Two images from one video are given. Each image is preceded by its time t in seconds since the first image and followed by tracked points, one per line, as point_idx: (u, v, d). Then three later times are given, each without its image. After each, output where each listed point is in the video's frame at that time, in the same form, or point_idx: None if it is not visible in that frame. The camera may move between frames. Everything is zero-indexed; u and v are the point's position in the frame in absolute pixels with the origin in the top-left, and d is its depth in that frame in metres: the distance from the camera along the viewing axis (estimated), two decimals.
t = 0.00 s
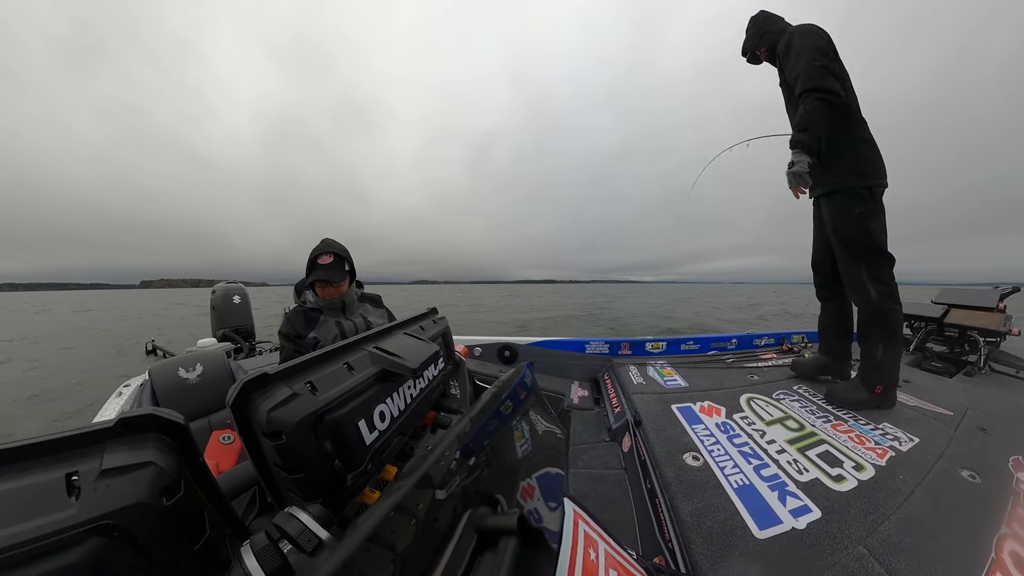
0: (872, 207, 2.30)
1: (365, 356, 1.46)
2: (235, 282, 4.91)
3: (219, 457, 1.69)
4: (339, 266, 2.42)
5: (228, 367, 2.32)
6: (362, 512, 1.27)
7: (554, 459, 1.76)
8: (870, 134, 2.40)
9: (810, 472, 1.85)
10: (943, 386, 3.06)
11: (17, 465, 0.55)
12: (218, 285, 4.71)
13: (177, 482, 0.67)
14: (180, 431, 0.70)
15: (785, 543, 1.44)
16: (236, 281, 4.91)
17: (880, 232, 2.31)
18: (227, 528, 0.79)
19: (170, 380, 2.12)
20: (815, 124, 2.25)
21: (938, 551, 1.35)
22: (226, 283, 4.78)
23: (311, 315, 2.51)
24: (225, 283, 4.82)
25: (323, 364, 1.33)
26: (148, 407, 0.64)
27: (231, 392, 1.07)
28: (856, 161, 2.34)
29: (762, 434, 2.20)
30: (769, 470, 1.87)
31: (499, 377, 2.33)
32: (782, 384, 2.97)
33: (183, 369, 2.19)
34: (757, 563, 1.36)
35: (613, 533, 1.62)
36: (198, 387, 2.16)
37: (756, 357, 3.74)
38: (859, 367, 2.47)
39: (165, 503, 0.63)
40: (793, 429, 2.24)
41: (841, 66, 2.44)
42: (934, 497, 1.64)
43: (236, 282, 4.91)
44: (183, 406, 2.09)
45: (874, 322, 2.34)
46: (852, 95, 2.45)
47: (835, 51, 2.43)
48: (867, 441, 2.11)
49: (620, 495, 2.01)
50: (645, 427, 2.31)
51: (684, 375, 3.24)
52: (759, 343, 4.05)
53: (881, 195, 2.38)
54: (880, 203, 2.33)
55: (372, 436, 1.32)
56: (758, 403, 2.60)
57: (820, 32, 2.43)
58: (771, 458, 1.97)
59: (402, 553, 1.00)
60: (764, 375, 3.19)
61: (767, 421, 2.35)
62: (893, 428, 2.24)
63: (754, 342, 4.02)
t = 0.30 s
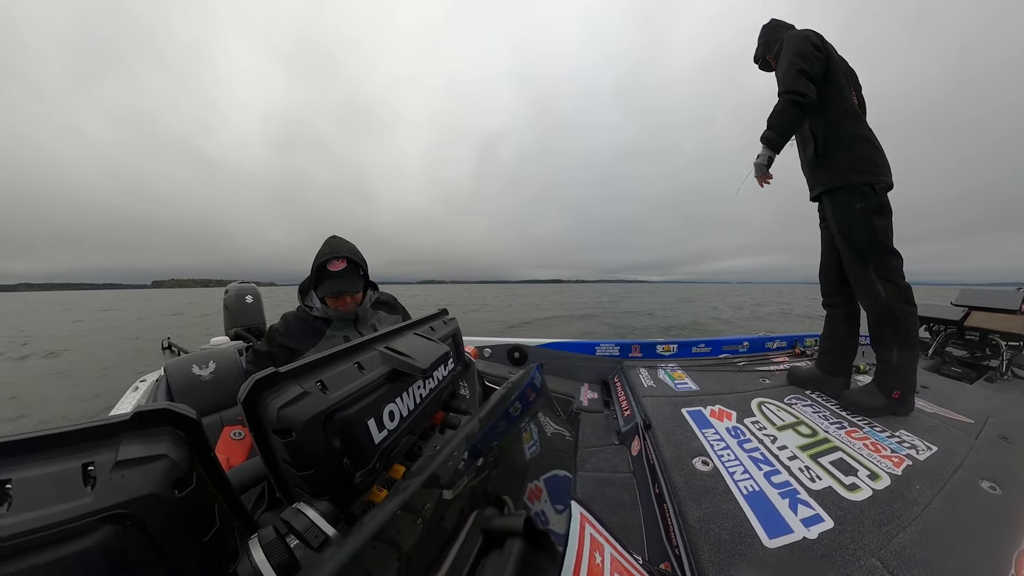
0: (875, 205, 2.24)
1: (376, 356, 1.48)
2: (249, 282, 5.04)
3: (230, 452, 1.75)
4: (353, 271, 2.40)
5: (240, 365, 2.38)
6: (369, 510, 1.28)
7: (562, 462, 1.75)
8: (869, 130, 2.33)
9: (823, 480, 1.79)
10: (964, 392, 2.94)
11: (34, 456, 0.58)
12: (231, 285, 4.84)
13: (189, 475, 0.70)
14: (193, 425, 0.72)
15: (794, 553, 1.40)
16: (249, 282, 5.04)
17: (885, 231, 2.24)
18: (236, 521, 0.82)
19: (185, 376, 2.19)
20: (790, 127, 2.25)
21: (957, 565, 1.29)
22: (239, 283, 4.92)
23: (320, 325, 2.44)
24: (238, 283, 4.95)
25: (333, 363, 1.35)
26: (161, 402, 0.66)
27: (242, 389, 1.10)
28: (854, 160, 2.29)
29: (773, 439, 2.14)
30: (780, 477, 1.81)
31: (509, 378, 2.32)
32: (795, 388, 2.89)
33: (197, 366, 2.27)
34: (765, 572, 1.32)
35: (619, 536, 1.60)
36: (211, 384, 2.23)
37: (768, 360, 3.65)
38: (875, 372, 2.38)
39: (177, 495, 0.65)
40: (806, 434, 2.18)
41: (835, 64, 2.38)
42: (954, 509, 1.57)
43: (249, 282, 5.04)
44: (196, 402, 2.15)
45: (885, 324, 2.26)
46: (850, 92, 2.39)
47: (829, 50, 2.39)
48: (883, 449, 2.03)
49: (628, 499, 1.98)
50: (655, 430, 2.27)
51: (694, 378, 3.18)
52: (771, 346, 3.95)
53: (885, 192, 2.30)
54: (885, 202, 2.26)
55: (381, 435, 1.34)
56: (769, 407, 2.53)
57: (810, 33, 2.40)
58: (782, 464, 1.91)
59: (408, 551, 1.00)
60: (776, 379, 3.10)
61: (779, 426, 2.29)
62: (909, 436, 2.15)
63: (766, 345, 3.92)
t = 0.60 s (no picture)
0: (846, 203, 2.20)
1: (386, 356, 1.50)
2: (262, 282, 5.18)
3: (240, 447, 1.80)
4: (365, 266, 2.36)
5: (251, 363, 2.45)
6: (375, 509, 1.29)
7: (570, 465, 1.73)
8: (858, 128, 2.25)
9: (836, 489, 1.73)
10: (987, 400, 2.83)
11: (51, 446, 0.61)
12: (244, 285, 4.98)
13: (200, 468, 0.72)
14: (206, 420, 0.74)
15: (803, 564, 1.35)
16: (262, 282, 5.18)
17: (856, 230, 2.20)
18: (244, 514, 0.84)
19: (199, 373, 2.27)
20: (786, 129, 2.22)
21: None
22: (252, 283, 5.05)
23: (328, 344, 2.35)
24: (252, 283, 5.09)
25: (345, 363, 1.38)
26: (174, 397, 0.68)
27: (254, 386, 1.14)
28: (833, 158, 2.25)
29: (784, 445, 2.08)
30: (792, 484, 1.76)
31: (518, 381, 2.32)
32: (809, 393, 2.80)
33: (210, 363, 2.34)
34: None
35: (625, 541, 1.58)
36: (223, 380, 2.30)
37: (780, 363, 3.56)
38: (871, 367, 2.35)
39: (188, 487, 0.68)
40: (819, 441, 2.11)
41: (833, 65, 2.33)
42: (975, 523, 1.50)
43: (262, 283, 5.18)
44: (209, 398, 2.22)
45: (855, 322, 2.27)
46: (843, 91, 2.33)
47: (825, 50, 2.34)
48: (899, 458, 1.97)
49: (636, 504, 1.94)
50: (664, 435, 2.23)
51: (705, 382, 3.12)
52: (783, 350, 3.86)
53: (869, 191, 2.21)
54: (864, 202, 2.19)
55: (389, 435, 1.35)
56: (780, 412, 2.47)
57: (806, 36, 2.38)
58: (794, 471, 1.85)
59: (413, 551, 1.00)
60: (788, 384, 3.01)
61: (790, 432, 2.22)
62: (928, 444, 2.12)
63: (779, 349, 3.83)
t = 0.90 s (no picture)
0: (823, 189, 2.08)
1: (393, 357, 1.51)
2: (271, 284, 5.27)
3: (247, 447, 1.82)
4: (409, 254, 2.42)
5: (259, 363, 2.49)
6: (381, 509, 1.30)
7: (577, 468, 1.71)
8: (847, 117, 2.13)
9: (847, 495, 1.68)
10: (1008, 404, 2.73)
11: (61, 441, 0.63)
12: (254, 286, 5.08)
13: (209, 465, 0.73)
14: (214, 418, 0.76)
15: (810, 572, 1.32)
16: (271, 283, 5.27)
17: (829, 215, 2.08)
18: (251, 511, 0.85)
19: (209, 373, 2.32)
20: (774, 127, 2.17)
21: None
22: (262, 284, 5.15)
23: (346, 332, 2.26)
24: (261, 285, 5.18)
25: (353, 363, 1.40)
26: (184, 396, 0.69)
27: (263, 386, 1.16)
28: (816, 146, 2.16)
29: (792, 449, 2.03)
30: (801, 490, 1.71)
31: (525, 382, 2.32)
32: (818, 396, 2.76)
33: (220, 363, 2.39)
34: None
35: (630, 544, 1.55)
36: (232, 380, 2.34)
37: (790, 365, 3.50)
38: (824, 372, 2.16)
39: (196, 484, 0.69)
40: (829, 446, 2.06)
41: (827, 63, 2.28)
42: (993, 532, 1.44)
43: (271, 284, 5.27)
44: (219, 397, 2.27)
45: (819, 308, 2.11)
46: (835, 84, 2.25)
47: (818, 49, 2.30)
48: (913, 464, 1.92)
49: (642, 508, 1.92)
50: (672, 438, 2.20)
51: (714, 385, 3.07)
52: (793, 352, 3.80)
53: (853, 178, 2.05)
54: (844, 188, 2.04)
55: (396, 435, 1.37)
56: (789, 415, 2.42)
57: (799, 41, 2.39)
58: (803, 476, 1.81)
59: (417, 551, 1.00)
60: (798, 386, 2.94)
61: (799, 435, 2.17)
62: (942, 450, 2.05)
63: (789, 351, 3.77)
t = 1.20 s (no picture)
0: (814, 192, 1.86)
1: (396, 356, 1.51)
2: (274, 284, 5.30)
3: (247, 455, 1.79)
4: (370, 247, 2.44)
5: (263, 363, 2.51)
6: (384, 508, 1.31)
7: (580, 467, 1.71)
8: (828, 110, 1.95)
9: (852, 495, 1.66)
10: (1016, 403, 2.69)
11: (66, 442, 0.64)
12: (257, 287, 5.11)
13: (214, 464, 0.74)
14: (219, 418, 0.77)
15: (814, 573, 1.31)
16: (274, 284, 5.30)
17: (825, 218, 1.84)
18: (256, 511, 0.86)
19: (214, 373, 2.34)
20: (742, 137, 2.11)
21: None
22: (264, 285, 5.18)
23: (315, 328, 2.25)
24: (264, 285, 5.21)
25: (357, 363, 1.40)
26: (188, 396, 0.70)
27: (266, 386, 1.17)
28: (799, 144, 1.95)
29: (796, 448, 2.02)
30: (804, 489, 1.70)
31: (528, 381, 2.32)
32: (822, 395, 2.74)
33: (223, 363, 2.41)
34: None
35: (633, 543, 1.55)
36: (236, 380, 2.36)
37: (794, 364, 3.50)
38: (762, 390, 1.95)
39: (201, 483, 0.70)
40: (833, 445, 2.04)
41: (798, 53, 2.09)
42: (1000, 534, 1.42)
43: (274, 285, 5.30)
44: (224, 397, 2.29)
45: (795, 323, 1.85)
46: (811, 74, 2.05)
47: (785, 41, 2.12)
48: (918, 463, 1.90)
49: (645, 507, 1.92)
50: (675, 436, 2.20)
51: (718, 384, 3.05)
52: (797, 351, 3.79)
53: (844, 176, 1.86)
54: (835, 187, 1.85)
55: (399, 435, 1.37)
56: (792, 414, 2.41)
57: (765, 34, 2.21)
58: (807, 476, 1.80)
59: (420, 551, 1.01)
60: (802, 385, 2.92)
61: (803, 434, 2.16)
62: (948, 449, 2.03)
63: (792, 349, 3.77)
